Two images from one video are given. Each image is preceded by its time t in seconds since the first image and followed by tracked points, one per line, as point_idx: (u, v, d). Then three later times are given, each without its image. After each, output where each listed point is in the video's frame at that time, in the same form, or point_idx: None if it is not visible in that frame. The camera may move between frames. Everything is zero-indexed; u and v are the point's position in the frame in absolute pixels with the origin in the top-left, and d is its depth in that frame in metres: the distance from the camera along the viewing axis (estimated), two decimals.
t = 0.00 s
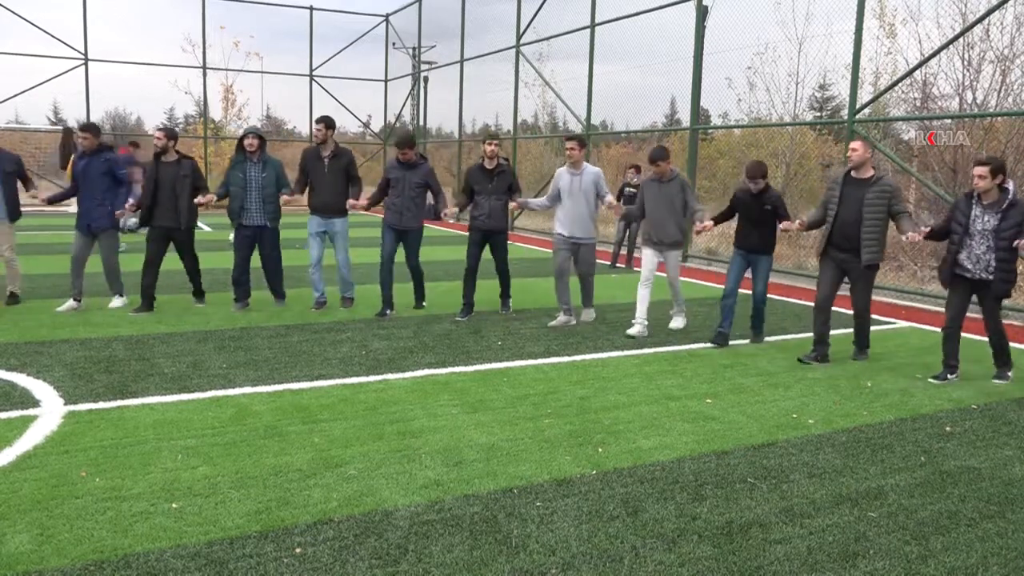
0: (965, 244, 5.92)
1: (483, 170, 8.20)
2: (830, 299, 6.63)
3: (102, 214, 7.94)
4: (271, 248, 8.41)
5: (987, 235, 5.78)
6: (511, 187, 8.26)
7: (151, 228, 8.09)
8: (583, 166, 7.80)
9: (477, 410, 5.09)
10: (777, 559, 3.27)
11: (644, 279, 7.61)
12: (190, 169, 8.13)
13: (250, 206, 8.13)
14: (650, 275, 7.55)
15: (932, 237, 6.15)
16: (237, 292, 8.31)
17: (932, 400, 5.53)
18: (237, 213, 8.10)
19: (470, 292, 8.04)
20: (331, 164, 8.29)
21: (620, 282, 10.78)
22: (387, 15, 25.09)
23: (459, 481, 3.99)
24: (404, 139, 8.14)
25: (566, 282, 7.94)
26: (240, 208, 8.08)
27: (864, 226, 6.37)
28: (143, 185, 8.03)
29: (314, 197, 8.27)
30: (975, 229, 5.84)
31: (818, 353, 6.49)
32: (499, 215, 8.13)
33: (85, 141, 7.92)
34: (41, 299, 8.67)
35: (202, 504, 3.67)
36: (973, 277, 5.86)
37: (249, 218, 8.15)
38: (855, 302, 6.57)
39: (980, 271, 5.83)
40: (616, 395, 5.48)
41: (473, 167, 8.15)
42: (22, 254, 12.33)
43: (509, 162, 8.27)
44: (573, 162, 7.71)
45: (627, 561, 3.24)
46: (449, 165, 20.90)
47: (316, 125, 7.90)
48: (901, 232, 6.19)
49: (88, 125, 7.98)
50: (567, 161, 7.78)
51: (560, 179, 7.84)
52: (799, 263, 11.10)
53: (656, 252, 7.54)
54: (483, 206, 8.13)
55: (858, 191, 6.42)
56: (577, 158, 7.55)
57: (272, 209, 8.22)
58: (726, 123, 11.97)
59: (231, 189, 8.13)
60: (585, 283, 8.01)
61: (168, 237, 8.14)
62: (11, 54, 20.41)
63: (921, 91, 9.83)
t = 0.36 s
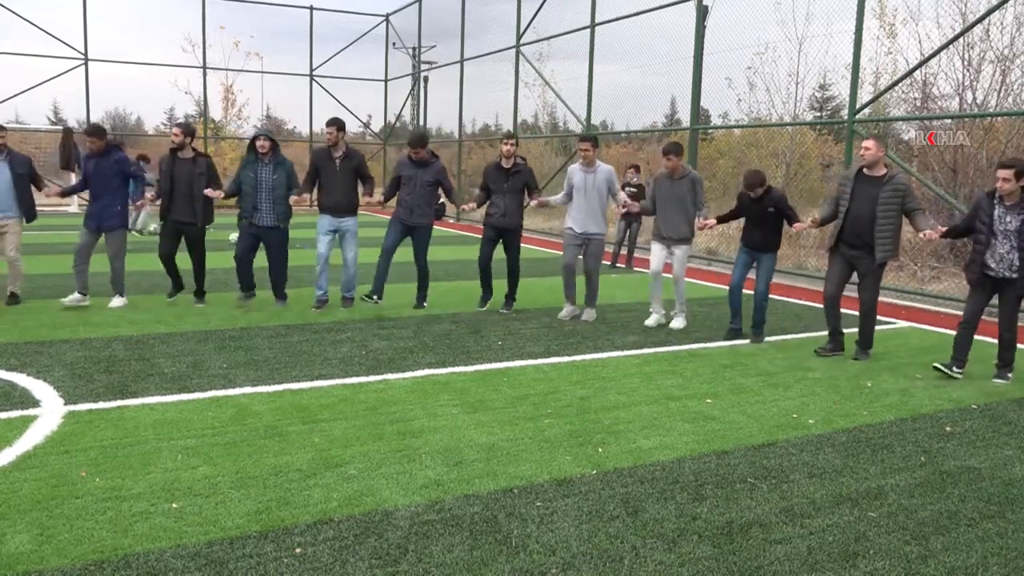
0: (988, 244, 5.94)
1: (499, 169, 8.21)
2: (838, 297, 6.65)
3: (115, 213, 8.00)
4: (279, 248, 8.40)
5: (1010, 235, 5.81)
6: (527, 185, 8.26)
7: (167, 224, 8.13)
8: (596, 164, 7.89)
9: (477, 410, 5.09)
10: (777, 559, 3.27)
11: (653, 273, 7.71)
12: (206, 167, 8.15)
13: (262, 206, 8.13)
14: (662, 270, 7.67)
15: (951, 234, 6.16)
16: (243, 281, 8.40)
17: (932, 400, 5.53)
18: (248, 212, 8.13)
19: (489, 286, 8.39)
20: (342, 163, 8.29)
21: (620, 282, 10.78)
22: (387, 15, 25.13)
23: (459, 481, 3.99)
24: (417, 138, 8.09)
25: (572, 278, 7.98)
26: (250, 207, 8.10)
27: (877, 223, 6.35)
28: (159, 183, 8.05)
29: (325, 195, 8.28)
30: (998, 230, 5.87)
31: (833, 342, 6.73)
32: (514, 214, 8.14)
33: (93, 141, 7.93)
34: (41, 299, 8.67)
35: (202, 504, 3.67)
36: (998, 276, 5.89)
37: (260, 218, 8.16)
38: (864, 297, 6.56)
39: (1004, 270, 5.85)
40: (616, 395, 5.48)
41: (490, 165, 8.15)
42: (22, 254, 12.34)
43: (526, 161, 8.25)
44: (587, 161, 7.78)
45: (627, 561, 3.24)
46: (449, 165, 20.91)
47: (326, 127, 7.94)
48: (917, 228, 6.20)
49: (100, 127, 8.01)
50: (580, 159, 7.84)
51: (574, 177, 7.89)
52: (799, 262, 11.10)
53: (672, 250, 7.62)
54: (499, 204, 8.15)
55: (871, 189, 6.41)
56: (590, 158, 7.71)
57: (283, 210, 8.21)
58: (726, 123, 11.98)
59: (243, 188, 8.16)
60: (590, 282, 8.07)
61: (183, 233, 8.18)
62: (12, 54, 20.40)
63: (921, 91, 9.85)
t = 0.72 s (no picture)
0: (988, 242, 5.95)
1: (503, 169, 8.22)
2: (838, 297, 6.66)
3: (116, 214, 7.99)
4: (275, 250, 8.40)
5: (1010, 234, 5.82)
6: (529, 187, 8.26)
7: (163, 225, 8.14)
8: (597, 163, 7.89)
9: (477, 410, 5.09)
10: (778, 559, 3.27)
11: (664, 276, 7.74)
12: (201, 165, 8.14)
13: (254, 207, 8.15)
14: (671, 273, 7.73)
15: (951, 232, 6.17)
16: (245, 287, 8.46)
17: (932, 400, 5.53)
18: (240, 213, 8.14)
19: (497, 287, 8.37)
20: (337, 163, 8.28)
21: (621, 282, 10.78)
22: (387, 15, 25.16)
23: (459, 481, 3.99)
24: (418, 139, 8.12)
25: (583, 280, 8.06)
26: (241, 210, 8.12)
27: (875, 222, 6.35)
28: (156, 183, 8.08)
29: (322, 194, 8.28)
30: (997, 228, 5.89)
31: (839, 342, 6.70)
32: (514, 214, 8.15)
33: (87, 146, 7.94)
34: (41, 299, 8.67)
35: (202, 503, 3.68)
36: (998, 275, 5.91)
37: (253, 219, 8.19)
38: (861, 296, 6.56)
39: (1003, 269, 5.88)
40: (616, 395, 5.48)
41: (491, 166, 8.16)
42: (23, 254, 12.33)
43: (530, 162, 8.24)
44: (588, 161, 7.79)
45: (627, 561, 3.24)
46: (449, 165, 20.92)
47: (324, 129, 7.92)
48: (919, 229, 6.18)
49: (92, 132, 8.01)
50: (581, 159, 7.86)
51: (576, 176, 7.91)
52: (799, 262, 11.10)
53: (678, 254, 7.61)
54: (500, 204, 8.17)
55: (869, 188, 6.40)
56: (591, 157, 7.72)
57: (276, 211, 8.23)
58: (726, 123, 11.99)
59: (234, 189, 8.15)
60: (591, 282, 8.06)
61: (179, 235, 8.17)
62: (11, 54, 20.41)
63: (921, 91, 9.86)
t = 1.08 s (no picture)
0: (975, 245, 5.98)
1: (491, 171, 8.23)
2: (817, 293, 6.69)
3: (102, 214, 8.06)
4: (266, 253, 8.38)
5: (995, 238, 5.84)
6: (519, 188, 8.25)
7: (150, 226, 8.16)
8: (591, 170, 7.89)
9: (477, 410, 5.09)
10: (778, 559, 3.27)
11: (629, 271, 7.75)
12: (184, 168, 8.22)
13: (243, 210, 8.16)
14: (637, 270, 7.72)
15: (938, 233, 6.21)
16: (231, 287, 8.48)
17: (932, 400, 5.53)
18: (229, 216, 8.16)
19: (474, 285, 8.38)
20: (319, 165, 8.25)
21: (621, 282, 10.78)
22: (387, 15, 25.16)
23: (459, 481, 3.99)
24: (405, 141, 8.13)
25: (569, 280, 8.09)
26: (230, 213, 8.13)
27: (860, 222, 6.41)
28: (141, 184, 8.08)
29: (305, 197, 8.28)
30: (983, 232, 5.90)
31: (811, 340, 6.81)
32: (504, 215, 8.15)
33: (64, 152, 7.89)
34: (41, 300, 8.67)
35: (202, 504, 3.68)
36: (984, 277, 5.94)
37: (241, 223, 8.18)
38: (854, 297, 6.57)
39: (989, 272, 5.90)
40: (616, 395, 5.48)
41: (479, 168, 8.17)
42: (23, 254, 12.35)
43: (519, 163, 8.25)
44: (580, 165, 7.78)
45: (627, 561, 3.24)
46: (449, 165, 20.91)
47: (300, 131, 7.95)
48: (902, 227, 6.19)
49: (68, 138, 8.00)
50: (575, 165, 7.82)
51: (570, 181, 7.93)
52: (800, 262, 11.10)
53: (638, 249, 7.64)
54: (490, 205, 8.17)
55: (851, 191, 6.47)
56: (584, 163, 7.69)
57: (265, 214, 8.20)
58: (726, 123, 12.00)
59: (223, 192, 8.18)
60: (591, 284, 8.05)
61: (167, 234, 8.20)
62: (11, 54, 20.40)
63: (921, 91, 9.85)
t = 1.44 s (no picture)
0: (920, 246, 6.13)
1: (458, 173, 8.21)
2: (784, 287, 6.81)
3: (56, 214, 7.99)
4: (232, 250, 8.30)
5: (940, 237, 5.99)
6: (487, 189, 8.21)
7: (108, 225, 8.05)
8: (561, 163, 7.88)
9: (477, 410, 5.09)
10: (778, 559, 3.27)
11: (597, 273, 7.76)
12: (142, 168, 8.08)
13: (204, 207, 8.12)
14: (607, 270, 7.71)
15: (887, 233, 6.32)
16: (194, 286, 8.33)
17: (932, 400, 5.53)
18: (192, 214, 8.16)
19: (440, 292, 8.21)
20: (278, 164, 8.18)
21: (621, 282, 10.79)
22: (387, 15, 25.16)
23: (459, 481, 4.00)
24: (367, 142, 8.08)
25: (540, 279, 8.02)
26: (192, 210, 8.12)
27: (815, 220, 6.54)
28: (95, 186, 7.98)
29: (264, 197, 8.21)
30: (929, 232, 6.05)
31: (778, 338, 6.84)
32: (473, 217, 8.12)
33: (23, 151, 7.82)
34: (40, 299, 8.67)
35: (202, 504, 3.68)
36: (931, 277, 6.08)
37: (203, 219, 8.14)
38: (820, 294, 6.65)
39: (936, 272, 6.05)
40: (616, 395, 5.48)
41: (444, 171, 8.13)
42: (24, 254, 12.35)
43: (485, 165, 8.23)
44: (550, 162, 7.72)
45: (627, 561, 3.24)
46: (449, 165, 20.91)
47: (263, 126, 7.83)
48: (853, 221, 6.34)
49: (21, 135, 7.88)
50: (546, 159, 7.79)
51: (540, 177, 7.90)
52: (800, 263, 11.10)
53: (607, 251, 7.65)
54: (459, 209, 8.16)
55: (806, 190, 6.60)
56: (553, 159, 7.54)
57: (226, 210, 8.15)
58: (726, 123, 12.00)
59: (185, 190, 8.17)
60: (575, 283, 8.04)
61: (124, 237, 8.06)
62: (12, 54, 20.42)
63: (921, 91, 9.84)
